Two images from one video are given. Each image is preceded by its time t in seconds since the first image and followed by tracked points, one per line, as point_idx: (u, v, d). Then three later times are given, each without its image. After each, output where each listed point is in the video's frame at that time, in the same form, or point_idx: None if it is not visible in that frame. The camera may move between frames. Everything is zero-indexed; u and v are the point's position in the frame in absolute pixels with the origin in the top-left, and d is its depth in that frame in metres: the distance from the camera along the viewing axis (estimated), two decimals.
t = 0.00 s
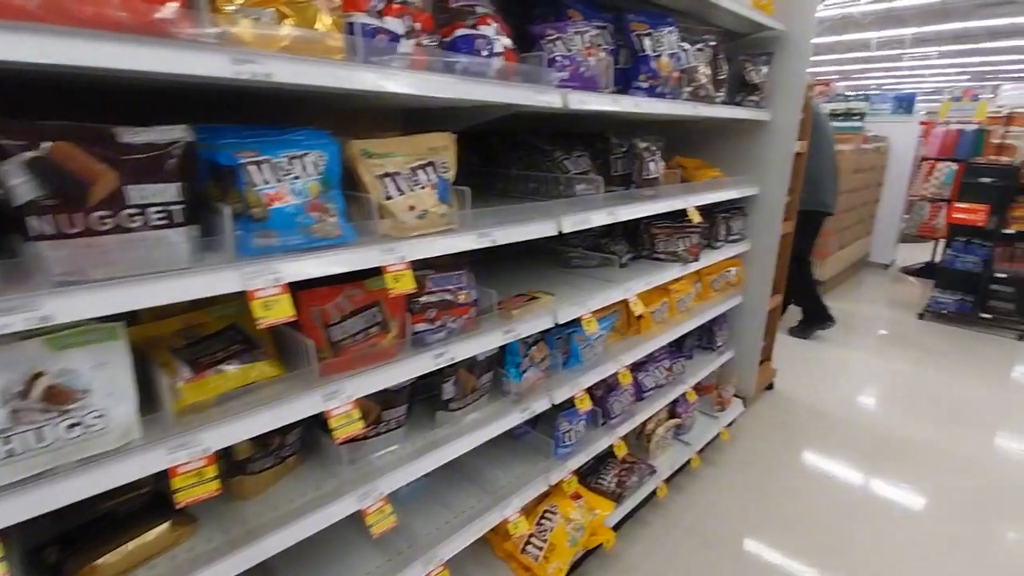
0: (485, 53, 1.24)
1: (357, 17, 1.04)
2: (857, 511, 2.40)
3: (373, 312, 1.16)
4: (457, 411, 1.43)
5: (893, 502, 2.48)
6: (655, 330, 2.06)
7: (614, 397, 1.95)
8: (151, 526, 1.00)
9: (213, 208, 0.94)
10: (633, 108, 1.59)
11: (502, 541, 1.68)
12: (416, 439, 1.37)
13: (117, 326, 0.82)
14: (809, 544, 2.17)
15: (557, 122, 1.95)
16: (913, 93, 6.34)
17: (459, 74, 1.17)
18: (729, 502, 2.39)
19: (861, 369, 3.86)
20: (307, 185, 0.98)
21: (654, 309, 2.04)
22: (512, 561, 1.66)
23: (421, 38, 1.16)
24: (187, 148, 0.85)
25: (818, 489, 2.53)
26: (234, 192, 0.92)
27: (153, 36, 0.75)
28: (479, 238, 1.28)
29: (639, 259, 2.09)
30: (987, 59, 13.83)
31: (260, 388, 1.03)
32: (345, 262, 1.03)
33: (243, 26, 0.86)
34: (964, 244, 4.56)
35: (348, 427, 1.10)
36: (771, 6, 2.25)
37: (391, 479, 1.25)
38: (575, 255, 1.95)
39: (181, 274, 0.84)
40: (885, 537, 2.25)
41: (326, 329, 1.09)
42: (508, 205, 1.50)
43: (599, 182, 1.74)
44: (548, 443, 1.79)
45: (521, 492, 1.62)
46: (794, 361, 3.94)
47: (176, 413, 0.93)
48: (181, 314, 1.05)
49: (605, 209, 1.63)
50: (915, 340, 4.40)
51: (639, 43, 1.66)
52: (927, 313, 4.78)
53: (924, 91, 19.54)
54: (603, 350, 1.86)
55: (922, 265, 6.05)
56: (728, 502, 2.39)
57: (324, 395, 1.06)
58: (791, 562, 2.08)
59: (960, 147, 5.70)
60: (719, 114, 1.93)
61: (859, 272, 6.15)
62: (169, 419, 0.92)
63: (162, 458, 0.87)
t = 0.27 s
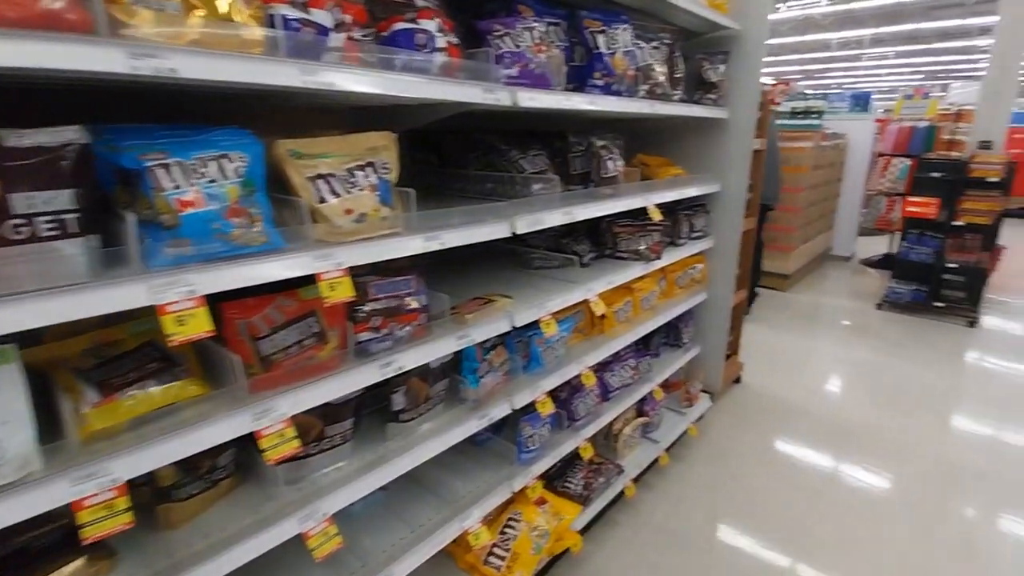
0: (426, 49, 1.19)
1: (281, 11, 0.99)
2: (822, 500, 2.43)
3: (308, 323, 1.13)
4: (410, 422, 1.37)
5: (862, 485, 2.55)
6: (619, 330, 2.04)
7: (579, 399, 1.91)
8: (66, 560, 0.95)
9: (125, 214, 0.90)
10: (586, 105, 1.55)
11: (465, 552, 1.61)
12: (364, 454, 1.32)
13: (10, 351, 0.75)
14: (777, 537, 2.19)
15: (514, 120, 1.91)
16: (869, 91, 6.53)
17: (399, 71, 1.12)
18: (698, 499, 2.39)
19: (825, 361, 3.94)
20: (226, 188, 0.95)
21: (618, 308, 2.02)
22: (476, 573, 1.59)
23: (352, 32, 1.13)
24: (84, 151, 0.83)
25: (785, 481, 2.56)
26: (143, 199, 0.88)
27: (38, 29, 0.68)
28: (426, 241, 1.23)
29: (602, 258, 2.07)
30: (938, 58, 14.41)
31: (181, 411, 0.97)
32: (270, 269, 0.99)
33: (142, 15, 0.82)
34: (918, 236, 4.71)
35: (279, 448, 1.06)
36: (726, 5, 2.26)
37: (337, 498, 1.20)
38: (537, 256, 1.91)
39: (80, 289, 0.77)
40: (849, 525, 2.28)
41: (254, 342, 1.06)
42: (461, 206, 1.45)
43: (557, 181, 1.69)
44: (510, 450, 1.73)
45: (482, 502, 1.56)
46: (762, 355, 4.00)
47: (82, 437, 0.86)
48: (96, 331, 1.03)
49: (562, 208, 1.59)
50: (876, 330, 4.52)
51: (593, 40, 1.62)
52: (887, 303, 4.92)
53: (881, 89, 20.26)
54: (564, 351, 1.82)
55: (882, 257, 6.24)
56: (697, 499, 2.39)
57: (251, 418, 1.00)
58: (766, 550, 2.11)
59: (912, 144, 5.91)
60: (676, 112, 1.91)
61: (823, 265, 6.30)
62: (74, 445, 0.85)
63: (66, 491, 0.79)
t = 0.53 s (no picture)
0: (377, 46, 1.17)
1: (219, 4, 0.95)
2: (791, 492, 2.48)
3: (257, 331, 1.08)
4: (372, 430, 1.33)
5: (830, 475, 2.61)
6: (587, 330, 2.03)
7: (549, 400, 1.90)
8: None
9: (49, 219, 0.84)
10: (548, 105, 1.53)
11: (435, 561, 1.57)
12: (323, 464, 1.28)
13: None
14: (748, 531, 2.21)
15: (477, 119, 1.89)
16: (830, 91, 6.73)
17: (348, 69, 1.09)
18: (671, 496, 2.40)
19: (793, 355, 4.03)
20: (162, 192, 0.90)
21: (585, 308, 2.02)
22: None
23: (298, 28, 1.11)
24: None
25: (755, 475, 2.59)
26: (70, 205, 0.82)
27: None
28: (382, 244, 1.20)
29: (569, 258, 2.06)
30: (895, 60, 14.96)
31: (122, 427, 0.91)
32: (216, 275, 0.95)
33: (65, 8, 0.76)
34: (878, 231, 4.84)
35: (228, 462, 1.00)
36: (686, 5, 2.29)
37: (294, 512, 1.15)
38: (502, 258, 1.89)
39: None
40: (817, 516, 2.33)
41: (199, 352, 1.01)
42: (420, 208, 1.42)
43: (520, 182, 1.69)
44: (479, 454, 1.70)
45: (450, 508, 1.53)
46: (732, 351, 4.06)
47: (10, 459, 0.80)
48: (23, 345, 0.96)
49: (525, 209, 1.57)
50: (842, 324, 4.64)
51: (553, 39, 1.61)
52: (851, 297, 5.07)
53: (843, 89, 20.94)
54: (532, 353, 1.80)
55: (846, 252, 6.43)
56: (669, 496, 2.40)
57: (199, 430, 0.95)
58: (739, 544, 2.14)
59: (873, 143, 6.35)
60: (639, 111, 1.92)
61: (790, 262, 6.45)
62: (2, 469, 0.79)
63: None
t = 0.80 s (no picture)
0: (337, 38, 1.15)
1: None
2: (765, 481, 2.52)
3: (216, 333, 1.05)
4: (341, 431, 1.30)
5: (803, 463, 2.67)
6: (562, 326, 2.03)
7: (524, 397, 1.89)
8: None
9: None
10: (517, 99, 1.51)
11: (410, 562, 1.53)
12: (291, 468, 1.25)
13: None
14: (724, 521, 2.25)
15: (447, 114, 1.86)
16: (800, 87, 6.86)
17: (307, 61, 1.06)
18: (649, 488, 2.43)
19: (767, 347, 4.10)
20: (109, 190, 0.86)
21: (560, 304, 2.01)
22: None
23: (252, 18, 1.07)
24: None
25: (730, 465, 2.64)
26: (8, 205, 0.78)
27: None
28: (346, 242, 1.17)
29: (543, 254, 2.06)
30: (863, 56, 15.35)
31: (75, 434, 0.87)
32: (169, 276, 0.91)
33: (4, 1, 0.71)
34: (847, 224, 4.96)
35: (189, 468, 0.96)
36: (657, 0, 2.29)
37: (261, 516, 1.11)
38: (475, 255, 1.87)
39: None
40: (790, 503, 2.38)
41: (154, 357, 0.97)
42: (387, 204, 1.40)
43: (491, 178, 1.68)
44: (454, 453, 1.68)
45: (424, 509, 1.51)
46: (707, 345, 4.12)
47: None
48: None
49: (496, 204, 1.56)
50: (814, 316, 4.75)
51: (522, 32, 1.59)
52: (822, 289, 5.19)
53: (814, 85, 21.40)
54: (506, 350, 1.79)
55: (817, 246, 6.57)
56: (647, 489, 2.43)
57: (155, 436, 0.91)
58: (717, 533, 2.17)
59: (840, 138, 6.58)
60: (610, 106, 1.92)
61: (764, 255, 6.57)
62: None
63: None
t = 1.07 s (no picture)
0: (305, 27, 1.11)
1: None
2: (745, 469, 2.57)
3: (184, 330, 1.02)
4: (317, 429, 1.29)
5: (782, 450, 2.73)
6: (542, 319, 2.03)
7: (505, 391, 1.89)
8: None
9: None
10: (493, 91, 1.50)
11: (390, 558, 1.53)
12: (266, 467, 1.23)
13: None
14: (705, 508, 2.28)
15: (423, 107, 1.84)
16: (777, 80, 6.94)
17: (274, 51, 1.03)
18: (632, 479, 2.45)
19: (745, 337, 4.17)
20: (67, 184, 0.82)
21: (540, 297, 2.01)
22: None
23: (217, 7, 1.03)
24: None
25: (711, 454, 2.68)
26: None
27: None
28: (319, 236, 1.15)
29: (522, 247, 2.06)
30: (838, 50, 15.59)
31: (37, 436, 0.84)
32: (133, 272, 0.88)
33: None
34: (824, 215, 5.05)
35: (159, 467, 0.93)
36: None
37: (237, 516, 1.09)
38: (453, 249, 1.86)
39: None
40: (770, 490, 2.43)
41: (119, 356, 0.94)
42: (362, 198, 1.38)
43: (468, 170, 1.66)
44: (434, 448, 1.68)
45: (404, 504, 1.51)
46: (688, 336, 4.17)
47: None
48: None
49: (473, 197, 1.55)
50: (791, 306, 4.84)
51: (498, 23, 1.58)
52: (800, 279, 5.29)
53: (791, 78, 21.69)
54: (486, 343, 1.79)
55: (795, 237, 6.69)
56: (629, 479, 2.45)
57: (122, 437, 0.88)
58: (699, 521, 2.21)
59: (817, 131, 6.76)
60: (588, 98, 1.92)
61: (743, 247, 6.66)
62: None
63: None
